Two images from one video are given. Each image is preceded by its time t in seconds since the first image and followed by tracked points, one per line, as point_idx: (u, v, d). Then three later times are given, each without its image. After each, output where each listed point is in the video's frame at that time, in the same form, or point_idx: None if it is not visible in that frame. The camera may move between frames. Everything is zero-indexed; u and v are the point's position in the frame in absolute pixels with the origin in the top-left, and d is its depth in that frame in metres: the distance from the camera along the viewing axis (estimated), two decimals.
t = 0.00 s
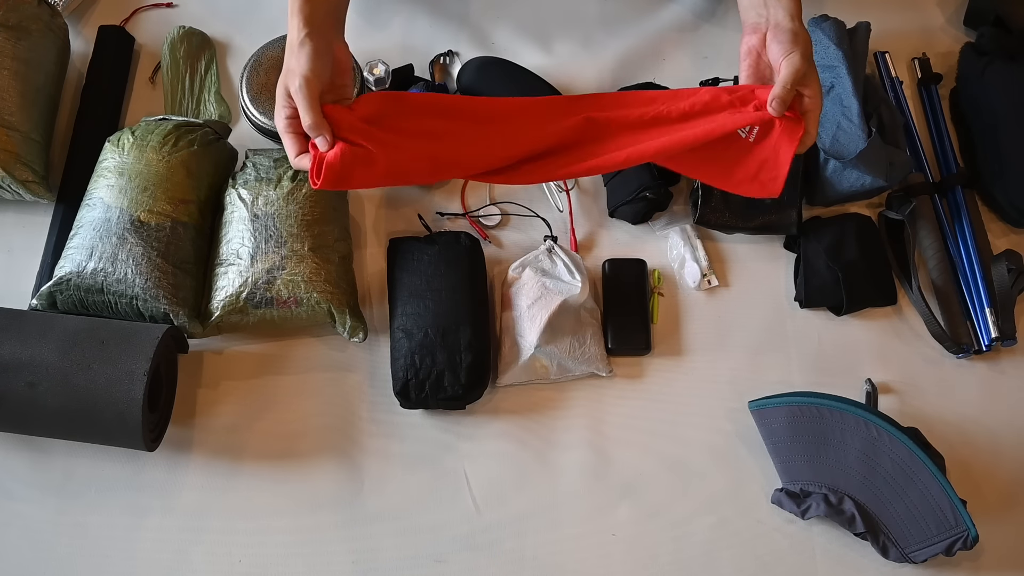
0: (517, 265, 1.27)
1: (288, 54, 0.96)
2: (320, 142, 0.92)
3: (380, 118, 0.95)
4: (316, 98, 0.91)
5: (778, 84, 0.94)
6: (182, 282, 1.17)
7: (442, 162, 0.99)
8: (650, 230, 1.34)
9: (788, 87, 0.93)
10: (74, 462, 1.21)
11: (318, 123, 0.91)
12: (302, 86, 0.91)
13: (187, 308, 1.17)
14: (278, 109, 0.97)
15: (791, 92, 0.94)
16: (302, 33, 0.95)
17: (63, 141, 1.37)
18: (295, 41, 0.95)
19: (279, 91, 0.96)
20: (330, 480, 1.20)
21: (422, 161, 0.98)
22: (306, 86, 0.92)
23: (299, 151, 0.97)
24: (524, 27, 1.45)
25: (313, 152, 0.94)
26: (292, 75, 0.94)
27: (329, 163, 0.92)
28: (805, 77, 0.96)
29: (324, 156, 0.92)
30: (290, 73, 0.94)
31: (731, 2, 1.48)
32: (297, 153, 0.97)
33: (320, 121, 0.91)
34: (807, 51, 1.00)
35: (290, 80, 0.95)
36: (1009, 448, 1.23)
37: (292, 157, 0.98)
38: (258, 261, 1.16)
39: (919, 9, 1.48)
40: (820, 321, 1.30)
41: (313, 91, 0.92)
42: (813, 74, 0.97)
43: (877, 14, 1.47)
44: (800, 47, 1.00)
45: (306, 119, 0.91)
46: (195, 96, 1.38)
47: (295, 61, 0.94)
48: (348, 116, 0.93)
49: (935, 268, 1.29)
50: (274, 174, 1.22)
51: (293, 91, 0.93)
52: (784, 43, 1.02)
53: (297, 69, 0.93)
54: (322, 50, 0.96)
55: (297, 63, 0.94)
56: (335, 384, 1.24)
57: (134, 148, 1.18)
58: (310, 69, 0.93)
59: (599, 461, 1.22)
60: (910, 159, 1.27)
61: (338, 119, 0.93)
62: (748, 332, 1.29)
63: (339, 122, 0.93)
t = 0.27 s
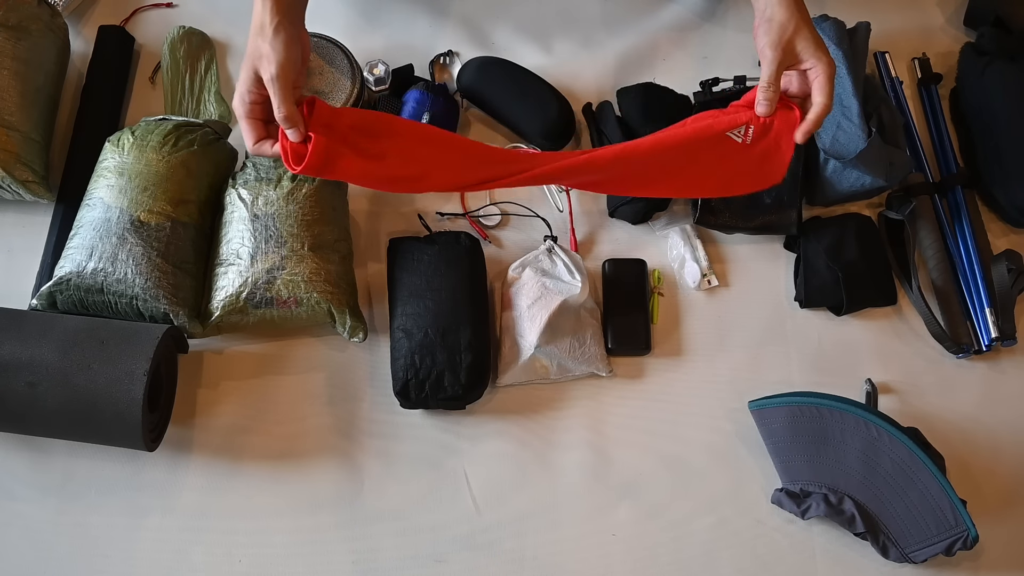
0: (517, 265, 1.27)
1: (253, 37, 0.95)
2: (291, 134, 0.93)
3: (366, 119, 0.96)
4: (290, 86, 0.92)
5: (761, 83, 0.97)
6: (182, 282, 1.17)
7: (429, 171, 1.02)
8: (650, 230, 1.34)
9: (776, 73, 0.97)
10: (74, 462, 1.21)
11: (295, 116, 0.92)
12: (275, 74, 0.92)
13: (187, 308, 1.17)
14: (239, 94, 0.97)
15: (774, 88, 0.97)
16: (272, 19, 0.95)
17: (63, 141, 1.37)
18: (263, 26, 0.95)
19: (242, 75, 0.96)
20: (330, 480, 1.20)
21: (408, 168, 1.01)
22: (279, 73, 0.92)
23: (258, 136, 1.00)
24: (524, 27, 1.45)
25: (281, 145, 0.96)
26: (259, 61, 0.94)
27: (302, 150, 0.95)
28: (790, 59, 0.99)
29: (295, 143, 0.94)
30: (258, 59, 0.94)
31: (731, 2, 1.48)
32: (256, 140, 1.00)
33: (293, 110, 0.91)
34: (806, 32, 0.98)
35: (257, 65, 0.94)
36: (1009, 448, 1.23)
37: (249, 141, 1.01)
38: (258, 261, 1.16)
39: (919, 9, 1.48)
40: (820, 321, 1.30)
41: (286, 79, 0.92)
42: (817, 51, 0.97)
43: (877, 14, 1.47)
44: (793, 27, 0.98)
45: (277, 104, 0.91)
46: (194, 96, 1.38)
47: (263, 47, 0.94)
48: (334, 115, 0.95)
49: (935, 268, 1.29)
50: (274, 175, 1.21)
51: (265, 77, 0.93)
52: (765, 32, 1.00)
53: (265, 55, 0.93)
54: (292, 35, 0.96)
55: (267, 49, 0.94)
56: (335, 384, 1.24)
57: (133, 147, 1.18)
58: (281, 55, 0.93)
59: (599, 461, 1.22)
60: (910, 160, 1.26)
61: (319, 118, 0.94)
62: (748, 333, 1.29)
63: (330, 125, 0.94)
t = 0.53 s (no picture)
0: (517, 265, 1.27)
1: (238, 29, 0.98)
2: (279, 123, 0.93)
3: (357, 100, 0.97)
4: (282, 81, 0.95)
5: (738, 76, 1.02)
6: (182, 282, 1.17)
7: (427, 149, 1.01)
8: (650, 230, 1.34)
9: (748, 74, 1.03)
10: (74, 462, 1.21)
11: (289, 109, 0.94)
12: (267, 67, 0.95)
13: (187, 308, 1.17)
14: (221, 83, 0.98)
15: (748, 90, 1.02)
16: (259, 13, 0.98)
17: (62, 140, 1.37)
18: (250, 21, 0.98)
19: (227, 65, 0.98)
20: (330, 480, 1.20)
21: (406, 148, 1.00)
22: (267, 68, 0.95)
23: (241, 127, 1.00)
24: (524, 27, 1.45)
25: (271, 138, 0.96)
26: (249, 52, 0.97)
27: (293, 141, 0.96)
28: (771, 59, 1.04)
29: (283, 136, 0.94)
30: (248, 50, 0.97)
31: (730, 2, 1.48)
32: (239, 132, 1.00)
33: (287, 103, 0.93)
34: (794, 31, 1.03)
35: (248, 56, 0.97)
36: (1009, 448, 1.23)
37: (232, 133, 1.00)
38: (258, 261, 1.16)
39: (919, 9, 1.48)
40: (820, 321, 1.30)
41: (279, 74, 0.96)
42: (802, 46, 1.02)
43: (877, 14, 1.47)
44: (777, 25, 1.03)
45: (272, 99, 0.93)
46: (194, 96, 1.37)
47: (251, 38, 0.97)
48: (315, 97, 0.95)
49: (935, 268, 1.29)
50: (274, 175, 1.22)
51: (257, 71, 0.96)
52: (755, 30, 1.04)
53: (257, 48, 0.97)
54: (280, 31, 1.00)
55: (256, 41, 0.97)
56: (335, 384, 1.24)
57: (133, 147, 1.18)
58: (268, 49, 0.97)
59: (599, 461, 1.22)
60: (911, 160, 1.27)
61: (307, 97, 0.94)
62: (749, 333, 1.29)
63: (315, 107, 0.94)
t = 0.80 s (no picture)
0: (517, 265, 1.27)
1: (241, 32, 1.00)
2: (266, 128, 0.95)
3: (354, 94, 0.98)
4: (282, 88, 0.98)
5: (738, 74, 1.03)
6: (182, 282, 1.17)
7: (425, 140, 1.01)
8: (650, 230, 1.34)
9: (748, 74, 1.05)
10: (74, 462, 1.21)
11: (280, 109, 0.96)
12: (272, 72, 0.98)
13: (187, 308, 1.17)
14: (221, 83, 0.97)
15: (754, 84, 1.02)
16: (262, 19, 1.01)
17: (62, 140, 1.37)
18: (256, 26, 1.00)
19: (228, 65, 0.98)
20: (330, 480, 1.20)
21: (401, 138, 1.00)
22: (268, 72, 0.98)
23: (235, 127, 0.98)
24: (524, 27, 1.45)
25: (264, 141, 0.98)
26: (253, 54, 0.98)
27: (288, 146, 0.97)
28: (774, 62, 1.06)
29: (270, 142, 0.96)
30: (254, 53, 0.98)
31: (730, 2, 1.48)
32: (236, 133, 0.99)
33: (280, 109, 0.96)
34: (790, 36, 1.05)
35: (252, 59, 0.98)
36: (1009, 448, 1.23)
37: (226, 133, 0.99)
38: (258, 261, 1.16)
39: (919, 9, 1.48)
40: (820, 321, 1.30)
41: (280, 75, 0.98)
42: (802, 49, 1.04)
43: (877, 14, 1.47)
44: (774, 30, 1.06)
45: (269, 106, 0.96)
46: (195, 96, 1.36)
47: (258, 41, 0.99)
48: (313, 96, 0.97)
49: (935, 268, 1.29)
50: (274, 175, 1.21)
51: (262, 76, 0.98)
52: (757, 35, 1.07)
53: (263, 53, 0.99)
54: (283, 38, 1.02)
55: (261, 46, 0.99)
56: (335, 384, 1.24)
57: (134, 147, 1.18)
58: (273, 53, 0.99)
59: (599, 461, 1.22)
60: (911, 160, 1.26)
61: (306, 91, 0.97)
62: (749, 333, 1.29)
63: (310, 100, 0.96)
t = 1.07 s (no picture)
0: (517, 265, 1.27)
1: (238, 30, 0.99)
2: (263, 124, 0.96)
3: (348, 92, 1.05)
4: (279, 88, 0.98)
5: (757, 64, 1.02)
6: (182, 282, 1.17)
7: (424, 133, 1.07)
8: (650, 230, 1.34)
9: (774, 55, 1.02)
10: (74, 462, 1.21)
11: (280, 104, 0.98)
12: (269, 70, 0.97)
13: (187, 308, 1.17)
14: (216, 80, 0.96)
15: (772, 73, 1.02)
16: (260, 17, 1.00)
17: (62, 140, 1.37)
18: (252, 23, 0.99)
19: (224, 62, 0.97)
20: (330, 479, 1.20)
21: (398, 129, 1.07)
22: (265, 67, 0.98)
23: (232, 121, 0.98)
24: (524, 27, 1.45)
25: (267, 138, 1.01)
26: (251, 53, 0.98)
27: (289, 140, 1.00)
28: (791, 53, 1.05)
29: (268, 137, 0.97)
30: (252, 53, 0.98)
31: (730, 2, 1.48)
32: (235, 128, 0.99)
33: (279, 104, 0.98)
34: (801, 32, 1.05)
35: (249, 58, 0.98)
36: (1009, 448, 1.23)
37: (224, 128, 0.99)
38: (258, 261, 1.16)
39: (919, 9, 1.48)
40: (820, 321, 1.30)
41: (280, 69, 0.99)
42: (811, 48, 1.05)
43: (877, 14, 1.47)
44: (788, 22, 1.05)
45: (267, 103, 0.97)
46: (194, 96, 1.36)
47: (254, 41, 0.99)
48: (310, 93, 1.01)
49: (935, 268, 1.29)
50: (274, 175, 1.22)
51: (259, 75, 0.98)
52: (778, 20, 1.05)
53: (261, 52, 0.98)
54: (279, 36, 1.01)
55: (259, 45, 0.98)
56: (335, 384, 1.24)
57: (133, 147, 1.18)
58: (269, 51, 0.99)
59: (599, 461, 1.22)
60: (911, 160, 1.26)
61: (301, 93, 1.00)
62: (749, 332, 1.29)
63: (309, 102, 1.01)
